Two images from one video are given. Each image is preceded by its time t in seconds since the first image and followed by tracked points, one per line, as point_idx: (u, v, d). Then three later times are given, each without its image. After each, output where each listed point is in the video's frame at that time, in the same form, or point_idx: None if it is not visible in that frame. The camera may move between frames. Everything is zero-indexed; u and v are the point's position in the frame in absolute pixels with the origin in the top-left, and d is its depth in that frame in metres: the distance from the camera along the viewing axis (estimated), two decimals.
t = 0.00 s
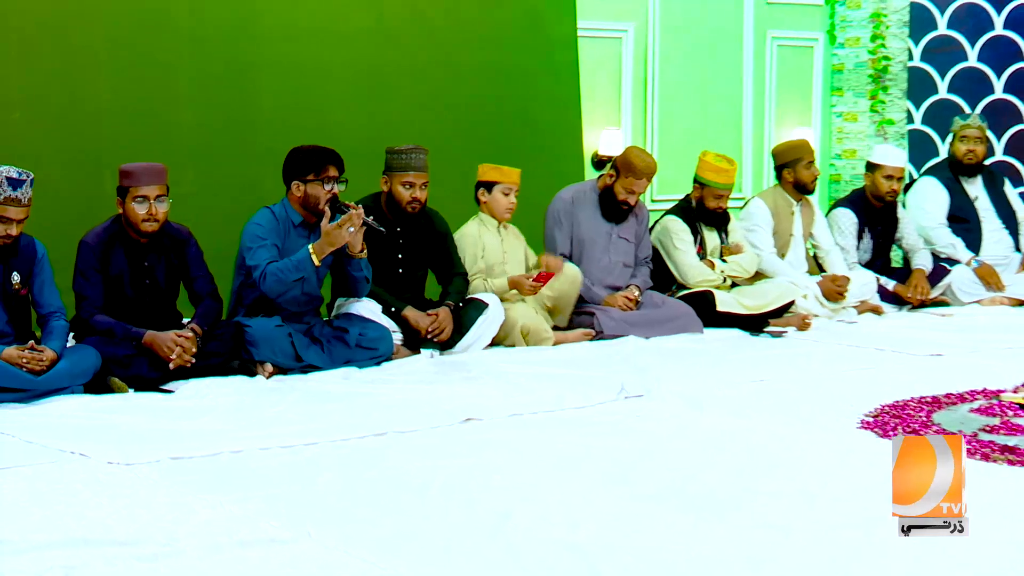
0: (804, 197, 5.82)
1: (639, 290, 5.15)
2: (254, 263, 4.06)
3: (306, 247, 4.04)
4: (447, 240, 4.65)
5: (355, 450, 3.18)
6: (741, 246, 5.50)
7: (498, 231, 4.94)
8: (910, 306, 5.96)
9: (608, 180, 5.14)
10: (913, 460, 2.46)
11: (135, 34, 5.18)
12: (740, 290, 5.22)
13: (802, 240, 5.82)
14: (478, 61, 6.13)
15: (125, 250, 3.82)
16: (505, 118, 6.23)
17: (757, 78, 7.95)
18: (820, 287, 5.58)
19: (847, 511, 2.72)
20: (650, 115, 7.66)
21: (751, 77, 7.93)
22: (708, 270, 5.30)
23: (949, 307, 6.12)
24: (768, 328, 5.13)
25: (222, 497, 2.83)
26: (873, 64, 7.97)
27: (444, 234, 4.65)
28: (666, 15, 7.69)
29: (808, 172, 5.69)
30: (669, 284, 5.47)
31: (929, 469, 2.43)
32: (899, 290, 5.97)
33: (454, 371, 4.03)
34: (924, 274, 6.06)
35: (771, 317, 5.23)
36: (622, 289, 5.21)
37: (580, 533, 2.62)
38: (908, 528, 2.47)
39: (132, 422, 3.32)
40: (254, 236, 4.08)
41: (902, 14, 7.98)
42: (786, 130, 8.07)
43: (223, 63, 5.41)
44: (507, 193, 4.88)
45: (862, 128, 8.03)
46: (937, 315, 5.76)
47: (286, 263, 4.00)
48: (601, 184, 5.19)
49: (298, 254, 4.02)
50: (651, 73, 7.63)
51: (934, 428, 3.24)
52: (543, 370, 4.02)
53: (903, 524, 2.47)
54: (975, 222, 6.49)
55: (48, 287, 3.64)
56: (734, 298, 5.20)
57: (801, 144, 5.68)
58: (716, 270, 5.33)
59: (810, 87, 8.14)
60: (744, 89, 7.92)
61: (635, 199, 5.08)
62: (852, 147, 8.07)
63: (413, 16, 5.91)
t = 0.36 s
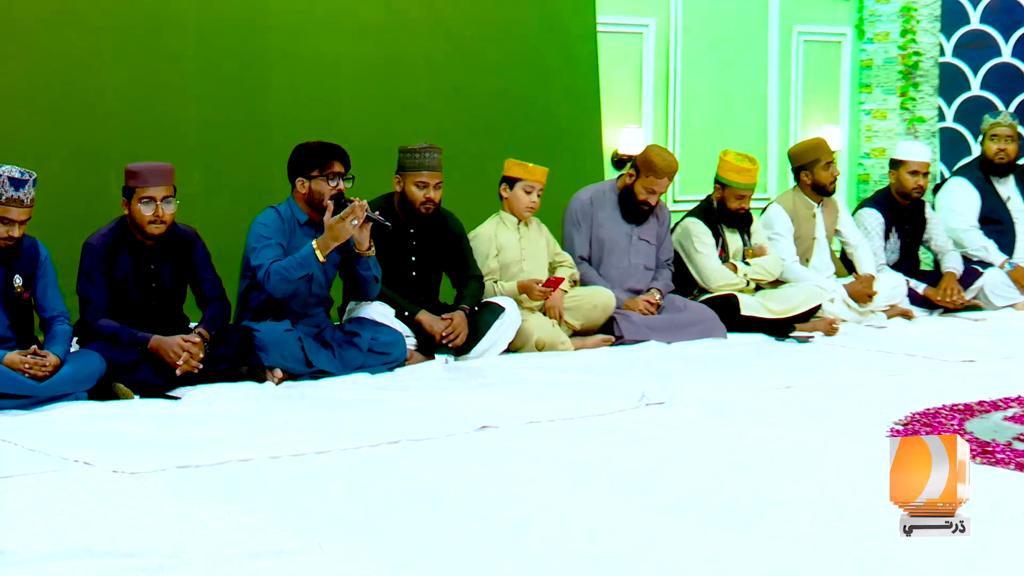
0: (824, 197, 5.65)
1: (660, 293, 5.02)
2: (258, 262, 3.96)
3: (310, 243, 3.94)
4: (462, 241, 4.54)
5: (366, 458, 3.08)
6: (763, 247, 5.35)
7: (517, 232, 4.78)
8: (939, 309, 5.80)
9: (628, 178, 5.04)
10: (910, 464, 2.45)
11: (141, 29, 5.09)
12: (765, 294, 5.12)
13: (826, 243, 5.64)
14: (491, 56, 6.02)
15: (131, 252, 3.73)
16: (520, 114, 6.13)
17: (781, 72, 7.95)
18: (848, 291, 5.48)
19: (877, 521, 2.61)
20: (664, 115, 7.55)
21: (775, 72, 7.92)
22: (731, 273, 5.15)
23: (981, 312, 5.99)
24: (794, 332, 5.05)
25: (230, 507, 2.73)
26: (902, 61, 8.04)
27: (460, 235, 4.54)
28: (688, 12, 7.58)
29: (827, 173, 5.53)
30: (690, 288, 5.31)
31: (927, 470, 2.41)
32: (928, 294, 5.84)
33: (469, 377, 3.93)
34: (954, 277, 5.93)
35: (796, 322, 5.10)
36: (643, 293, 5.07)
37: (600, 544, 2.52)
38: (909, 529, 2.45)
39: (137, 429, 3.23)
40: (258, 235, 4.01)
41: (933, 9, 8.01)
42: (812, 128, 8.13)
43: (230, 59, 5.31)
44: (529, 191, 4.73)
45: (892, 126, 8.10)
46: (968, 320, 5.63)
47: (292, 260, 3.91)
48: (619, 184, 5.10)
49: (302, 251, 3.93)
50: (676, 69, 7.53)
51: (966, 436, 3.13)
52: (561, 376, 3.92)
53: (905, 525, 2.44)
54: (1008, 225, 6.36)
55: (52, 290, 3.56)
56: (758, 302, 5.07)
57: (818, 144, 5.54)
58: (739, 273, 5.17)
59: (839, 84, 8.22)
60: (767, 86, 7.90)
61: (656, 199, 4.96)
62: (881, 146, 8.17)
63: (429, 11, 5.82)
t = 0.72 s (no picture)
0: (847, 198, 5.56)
1: (683, 296, 4.91)
2: (265, 263, 3.87)
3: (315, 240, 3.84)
4: (479, 244, 4.46)
5: (380, 468, 2.98)
6: (788, 249, 5.20)
7: (534, 232, 4.71)
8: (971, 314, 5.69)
9: (649, 178, 4.91)
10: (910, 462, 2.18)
11: (145, 26, 5.01)
12: (791, 298, 4.97)
13: (851, 245, 5.56)
14: (510, 53, 5.93)
15: (136, 256, 3.64)
16: (536, 111, 6.03)
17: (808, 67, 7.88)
18: (878, 296, 5.30)
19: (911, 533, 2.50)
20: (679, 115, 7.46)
21: (803, 68, 7.86)
22: (756, 277, 5.03)
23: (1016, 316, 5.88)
24: (822, 338, 4.85)
25: (237, 518, 2.63)
26: (935, 56, 7.89)
27: (476, 237, 4.46)
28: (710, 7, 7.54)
29: (847, 173, 5.41)
30: (714, 292, 5.21)
31: (926, 472, 2.18)
32: (959, 298, 5.72)
33: (485, 384, 3.83)
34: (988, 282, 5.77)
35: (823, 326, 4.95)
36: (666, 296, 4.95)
37: (621, 557, 2.41)
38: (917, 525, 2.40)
39: (142, 437, 3.14)
40: (264, 235, 3.92)
41: (966, 5, 7.88)
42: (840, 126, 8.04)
43: (235, 57, 5.22)
44: (547, 190, 4.64)
45: (923, 124, 7.98)
46: (1001, 325, 5.52)
47: (295, 260, 3.81)
48: (641, 184, 4.97)
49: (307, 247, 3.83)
50: (697, 69, 7.49)
51: (1001, 447, 3.02)
52: (580, 383, 3.81)
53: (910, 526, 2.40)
54: None
55: (56, 295, 3.47)
56: (783, 306, 4.94)
57: (838, 142, 5.45)
58: (765, 277, 5.05)
59: (868, 81, 8.13)
60: (797, 85, 7.84)
61: (679, 199, 4.82)
62: (910, 144, 8.05)
63: (450, 7, 5.75)
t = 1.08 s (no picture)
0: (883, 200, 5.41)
1: (706, 301, 4.81)
2: (271, 264, 3.77)
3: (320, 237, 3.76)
4: (496, 247, 4.36)
5: (393, 478, 2.89)
6: (815, 252, 5.10)
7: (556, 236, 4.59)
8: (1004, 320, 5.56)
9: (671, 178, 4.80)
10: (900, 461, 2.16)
11: (153, 26, 4.93)
12: (818, 303, 4.87)
13: (884, 249, 5.41)
14: (529, 50, 5.85)
15: (142, 258, 3.56)
16: (554, 111, 5.94)
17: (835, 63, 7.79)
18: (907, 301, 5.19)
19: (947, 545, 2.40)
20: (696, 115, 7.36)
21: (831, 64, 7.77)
22: (781, 281, 4.93)
23: None
24: (850, 344, 4.80)
25: (246, 529, 2.54)
26: (968, 53, 7.89)
27: (493, 240, 4.37)
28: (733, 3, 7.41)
29: (885, 173, 5.28)
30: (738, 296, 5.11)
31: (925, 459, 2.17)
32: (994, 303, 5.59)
33: (500, 391, 3.73)
34: (1023, 286, 5.68)
35: (851, 331, 4.86)
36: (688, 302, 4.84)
37: (646, 571, 2.32)
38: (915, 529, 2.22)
39: (148, 446, 3.05)
40: (271, 236, 3.83)
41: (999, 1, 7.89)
42: (868, 126, 7.93)
43: (246, 56, 5.14)
44: (573, 196, 4.53)
45: (956, 123, 7.99)
46: None
47: (302, 259, 3.71)
48: (663, 185, 4.86)
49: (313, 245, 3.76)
50: (722, 66, 7.37)
51: None
52: (599, 391, 3.72)
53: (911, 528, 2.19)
54: None
55: (59, 299, 3.39)
56: (811, 310, 4.84)
57: (879, 141, 5.30)
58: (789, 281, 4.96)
59: (899, 77, 8.06)
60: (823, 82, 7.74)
61: (701, 199, 4.72)
62: (943, 143, 8.04)
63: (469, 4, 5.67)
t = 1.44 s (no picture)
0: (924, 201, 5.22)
1: (729, 305, 4.69)
2: (279, 268, 3.69)
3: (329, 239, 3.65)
4: (512, 249, 4.28)
5: (407, 488, 2.79)
6: (843, 255, 5.02)
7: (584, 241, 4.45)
8: None
9: (693, 177, 4.71)
10: (900, 458, 2.21)
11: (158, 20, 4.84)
12: (846, 308, 4.80)
13: (920, 250, 5.23)
14: (548, 47, 5.77)
15: (148, 260, 3.48)
16: (572, 109, 5.86)
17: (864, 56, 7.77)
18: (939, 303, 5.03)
19: (985, 558, 2.29)
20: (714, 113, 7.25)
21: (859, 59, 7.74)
22: (808, 284, 4.80)
23: None
24: (879, 349, 4.70)
25: (256, 540, 2.45)
26: (999, 48, 7.84)
27: (509, 243, 4.28)
28: None
29: (928, 172, 5.10)
30: (763, 300, 5.01)
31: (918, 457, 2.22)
32: None
33: (515, 398, 3.64)
34: None
35: (879, 335, 4.77)
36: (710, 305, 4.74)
37: None
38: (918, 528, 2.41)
39: (153, 455, 2.96)
40: (278, 238, 3.75)
41: None
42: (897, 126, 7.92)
43: (255, 50, 5.05)
44: (604, 200, 4.39)
45: (988, 121, 7.94)
46: None
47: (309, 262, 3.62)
48: (685, 185, 4.77)
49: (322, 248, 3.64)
50: (748, 60, 7.34)
51: None
52: (617, 397, 3.62)
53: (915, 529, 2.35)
54: None
55: (63, 303, 3.31)
56: (838, 316, 4.76)
57: (926, 138, 5.10)
58: (818, 285, 4.84)
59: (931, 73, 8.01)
60: (851, 79, 7.74)
61: (724, 199, 4.60)
62: (975, 142, 8.02)
63: None
